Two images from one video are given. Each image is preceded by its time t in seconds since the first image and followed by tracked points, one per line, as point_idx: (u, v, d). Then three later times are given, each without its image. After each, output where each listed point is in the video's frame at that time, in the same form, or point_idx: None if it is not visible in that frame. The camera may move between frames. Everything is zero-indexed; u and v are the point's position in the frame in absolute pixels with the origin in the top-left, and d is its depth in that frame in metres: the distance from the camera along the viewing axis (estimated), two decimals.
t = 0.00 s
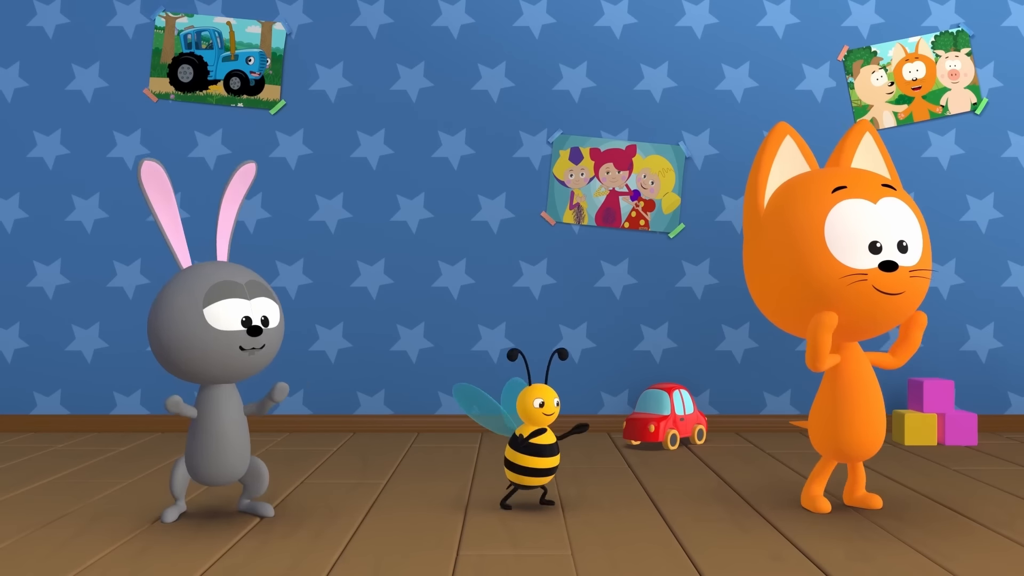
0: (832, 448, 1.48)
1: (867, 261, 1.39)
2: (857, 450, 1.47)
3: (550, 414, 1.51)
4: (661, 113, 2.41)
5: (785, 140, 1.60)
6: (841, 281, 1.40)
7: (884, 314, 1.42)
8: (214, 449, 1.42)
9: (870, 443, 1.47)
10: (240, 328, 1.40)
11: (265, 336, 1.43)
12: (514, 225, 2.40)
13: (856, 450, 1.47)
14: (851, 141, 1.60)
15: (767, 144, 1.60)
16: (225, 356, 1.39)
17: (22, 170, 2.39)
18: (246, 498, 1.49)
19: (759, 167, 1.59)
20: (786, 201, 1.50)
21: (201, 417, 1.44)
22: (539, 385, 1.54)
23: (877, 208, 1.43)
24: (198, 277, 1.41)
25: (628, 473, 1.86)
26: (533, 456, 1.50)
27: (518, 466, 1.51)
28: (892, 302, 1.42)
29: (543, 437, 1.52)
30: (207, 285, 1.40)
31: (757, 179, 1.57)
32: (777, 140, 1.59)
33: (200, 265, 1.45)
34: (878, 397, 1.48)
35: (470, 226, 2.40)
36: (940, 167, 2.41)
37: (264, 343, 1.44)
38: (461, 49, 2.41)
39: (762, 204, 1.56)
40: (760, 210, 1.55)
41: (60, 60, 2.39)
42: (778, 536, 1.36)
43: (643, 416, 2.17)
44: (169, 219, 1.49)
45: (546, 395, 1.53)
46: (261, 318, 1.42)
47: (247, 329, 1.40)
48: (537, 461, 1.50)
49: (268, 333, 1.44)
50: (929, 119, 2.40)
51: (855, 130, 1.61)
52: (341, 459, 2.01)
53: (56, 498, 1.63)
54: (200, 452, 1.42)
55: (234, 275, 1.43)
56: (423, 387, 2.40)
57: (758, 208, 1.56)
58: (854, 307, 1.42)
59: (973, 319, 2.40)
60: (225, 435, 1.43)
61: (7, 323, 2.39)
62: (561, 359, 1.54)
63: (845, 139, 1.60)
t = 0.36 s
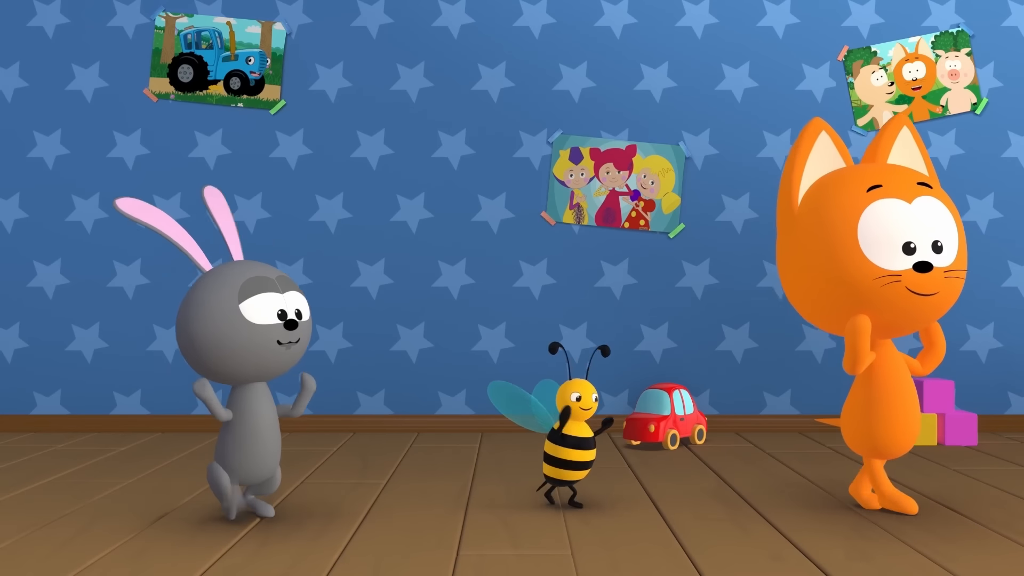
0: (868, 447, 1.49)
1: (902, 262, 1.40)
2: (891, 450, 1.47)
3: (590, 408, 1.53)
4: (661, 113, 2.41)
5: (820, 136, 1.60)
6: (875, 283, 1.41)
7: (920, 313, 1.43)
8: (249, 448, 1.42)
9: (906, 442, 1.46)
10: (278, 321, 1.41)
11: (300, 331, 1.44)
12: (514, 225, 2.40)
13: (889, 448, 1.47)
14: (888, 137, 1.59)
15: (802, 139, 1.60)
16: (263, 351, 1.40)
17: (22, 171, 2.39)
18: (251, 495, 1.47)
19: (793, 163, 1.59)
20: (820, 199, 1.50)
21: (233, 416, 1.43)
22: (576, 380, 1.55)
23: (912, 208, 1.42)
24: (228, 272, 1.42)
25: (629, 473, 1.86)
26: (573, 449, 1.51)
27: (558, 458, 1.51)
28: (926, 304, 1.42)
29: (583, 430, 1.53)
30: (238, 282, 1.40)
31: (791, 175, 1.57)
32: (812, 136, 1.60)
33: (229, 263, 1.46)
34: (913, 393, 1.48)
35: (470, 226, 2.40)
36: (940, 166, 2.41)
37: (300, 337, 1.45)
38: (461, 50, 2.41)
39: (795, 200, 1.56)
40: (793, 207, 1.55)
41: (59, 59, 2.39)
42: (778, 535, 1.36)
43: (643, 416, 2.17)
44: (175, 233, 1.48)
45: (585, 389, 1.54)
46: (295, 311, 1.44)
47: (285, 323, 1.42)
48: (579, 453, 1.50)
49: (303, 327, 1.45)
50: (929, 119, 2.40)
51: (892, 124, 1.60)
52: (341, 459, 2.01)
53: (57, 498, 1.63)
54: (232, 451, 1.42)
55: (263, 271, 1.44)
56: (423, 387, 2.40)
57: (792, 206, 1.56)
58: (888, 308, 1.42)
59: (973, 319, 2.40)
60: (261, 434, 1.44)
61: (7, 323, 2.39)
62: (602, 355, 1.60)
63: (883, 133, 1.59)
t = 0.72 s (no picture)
0: (839, 448, 1.50)
1: (882, 276, 1.40)
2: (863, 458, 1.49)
3: (575, 403, 1.53)
4: (661, 113, 2.41)
5: (842, 136, 1.57)
6: (852, 293, 1.43)
7: (898, 329, 1.43)
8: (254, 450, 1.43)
9: (876, 450, 1.48)
10: (279, 339, 1.38)
11: (304, 353, 1.40)
12: (514, 225, 2.40)
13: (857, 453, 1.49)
14: (917, 147, 1.57)
15: (821, 139, 1.58)
16: (260, 368, 1.39)
17: (21, 170, 2.39)
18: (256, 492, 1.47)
19: (810, 159, 1.57)
20: (822, 200, 1.50)
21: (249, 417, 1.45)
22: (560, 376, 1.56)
23: (909, 224, 1.41)
24: (261, 278, 1.42)
25: (629, 473, 1.86)
26: (560, 445, 1.51)
27: (546, 457, 1.52)
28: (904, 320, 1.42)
29: (569, 427, 1.53)
30: (259, 289, 1.40)
31: (806, 170, 1.57)
32: (833, 136, 1.57)
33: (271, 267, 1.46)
34: (887, 403, 1.49)
35: (470, 226, 2.40)
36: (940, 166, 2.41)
37: (303, 359, 1.40)
38: (461, 49, 2.41)
39: (804, 196, 1.56)
40: (799, 203, 1.56)
41: (59, 60, 2.39)
42: (779, 536, 1.36)
43: (643, 416, 2.17)
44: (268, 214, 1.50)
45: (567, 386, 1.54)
46: (303, 335, 1.39)
47: (286, 343, 1.38)
48: (566, 450, 1.51)
49: (309, 349, 1.40)
50: (929, 119, 2.40)
51: (927, 134, 1.58)
52: (341, 459, 2.01)
53: (57, 498, 1.63)
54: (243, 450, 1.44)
55: (285, 283, 1.41)
56: (423, 387, 2.40)
57: (800, 201, 1.56)
58: (863, 318, 1.44)
59: (973, 319, 2.40)
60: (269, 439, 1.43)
61: (7, 324, 2.39)
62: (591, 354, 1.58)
63: (911, 144, 1.57)
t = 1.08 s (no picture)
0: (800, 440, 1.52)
1: (794, 265, 1.43)
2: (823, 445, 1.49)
3: (534, 419, 1.52)
4: (660, 113, 2.41)
5: (770, 144, 1.60)
6: (771, 285, 1.47)
7: (822, 317, 1.44)
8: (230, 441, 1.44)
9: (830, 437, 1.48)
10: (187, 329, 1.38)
11: (214, 339, 1.38)
12: (514, 225, 2.40)
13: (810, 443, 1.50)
14: (846, 145, 1.54)
15: (753, 147, 1.62)
16: (183, 358, 1.41)
17: (22, 170, 2.39)
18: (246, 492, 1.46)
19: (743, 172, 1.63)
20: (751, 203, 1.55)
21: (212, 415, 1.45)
22: (520, 392, 1.55)
23: (816, 216, 1.43)
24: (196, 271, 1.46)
25: (629, 473, 1.86)
26: (526, 458, 1.52)
27: (515, 470, 1.52)
28: (826, 308, 1.43)
29: (535, 438, 1.54)
30: (179, 288, 1.43)
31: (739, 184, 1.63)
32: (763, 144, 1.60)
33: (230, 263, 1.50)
34: (847, 391, 1.49)
35: (470, 226, 2.40)
36: (940, 166, 2.41)
37: (215, 346, 1.38)
38: (461, 50, 2.41)
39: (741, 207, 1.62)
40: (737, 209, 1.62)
41: (59, 59, 2.39)
42: (779, 536, 1.36)
43: (643, 416, 2.17)
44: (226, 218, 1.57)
45: (523, 402, 1.52)
46: (210, 321, 1.37)
47: (195, 331, 1.38)
48: (532, 462, 1.51)
49: (219, 336, 1.38)
50: (929, 119, 2.40)
51: (853, 130, 1.54)
52: (341, 459, 2.01)
53: (56, 498, 1.63)
54: (216, 450, 1.44)
55: (202, 276, 1.42)
56: (423, 387, 2.40)
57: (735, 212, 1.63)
58: (788, 310, 1.47)
59: (973, 319, 2.40)
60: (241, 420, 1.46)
61: (7, 323, 2.39)
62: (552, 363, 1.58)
63: (839, 143, 1.55)
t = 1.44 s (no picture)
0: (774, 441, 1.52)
1: (784, 270, 1.42)
2: (799, 448, 1.49)
3: (511, 400, 1.53)
4: (660, 113, 2.41)
5: (753, 148, 1.60)
6: (758, 289, 1.45)
7: (808, 324, 1.44)
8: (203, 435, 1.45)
9: (811, 441, 1.48)
10: (167, 317, 1.41)
11: (191, 329, 1.40)
12: (514, 225, 2.40)
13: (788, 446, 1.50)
14: (827, 152, 1.55)
15: (734, 152, 1.62)
16: (163, 347, 1.43)
17: (21, 170, 2.39)
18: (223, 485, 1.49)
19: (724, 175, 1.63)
20: (735, 207, 1.54)
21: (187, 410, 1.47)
22: (497, 375, 1.56)
23: (808, 221, 1.42)
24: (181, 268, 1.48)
25: (629, 472, 1.86)
26: (501, 443, 1.52)
27: (489, 455, 1.52)
28: (812, 314, 1.43)
29: (509, 424, 1.54)
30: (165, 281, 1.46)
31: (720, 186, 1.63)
32: (744, 149, 1.60)
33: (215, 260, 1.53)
34: (821, 393, 1.50)
35: (470, 226, 2.40)
36: (940, 166, 2.41)
37: (193, 336, 1.40)
38: (461, 49, 2.41)
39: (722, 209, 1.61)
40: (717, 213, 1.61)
41: (59, 59, 2.39)
42: (778, 535, 1.36)
43: (643, 416, 2.17)
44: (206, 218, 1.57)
45: (499, 384, 1.54)
46: (189, 310, 1.40)
47: (173, 320, 1.40)
48: (506, 447, 1.52)
49: (198, 327, 1.40)
50: (929, 119, 2.40)
51: (834, 139, 1.55)
52: (341, 459, 2.01)
53: (56, 498, 1.63)
54: (192, 447, 1.45)
55: (187, 268, 1.45)
56: (423, 387, 2.40)
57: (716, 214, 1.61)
58: (775, 315, 1.45)
59: (973, 319, 2.40)
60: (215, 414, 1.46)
61: (7, 323, 2.39)
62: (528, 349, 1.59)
63: (821, 150, 1.56)
